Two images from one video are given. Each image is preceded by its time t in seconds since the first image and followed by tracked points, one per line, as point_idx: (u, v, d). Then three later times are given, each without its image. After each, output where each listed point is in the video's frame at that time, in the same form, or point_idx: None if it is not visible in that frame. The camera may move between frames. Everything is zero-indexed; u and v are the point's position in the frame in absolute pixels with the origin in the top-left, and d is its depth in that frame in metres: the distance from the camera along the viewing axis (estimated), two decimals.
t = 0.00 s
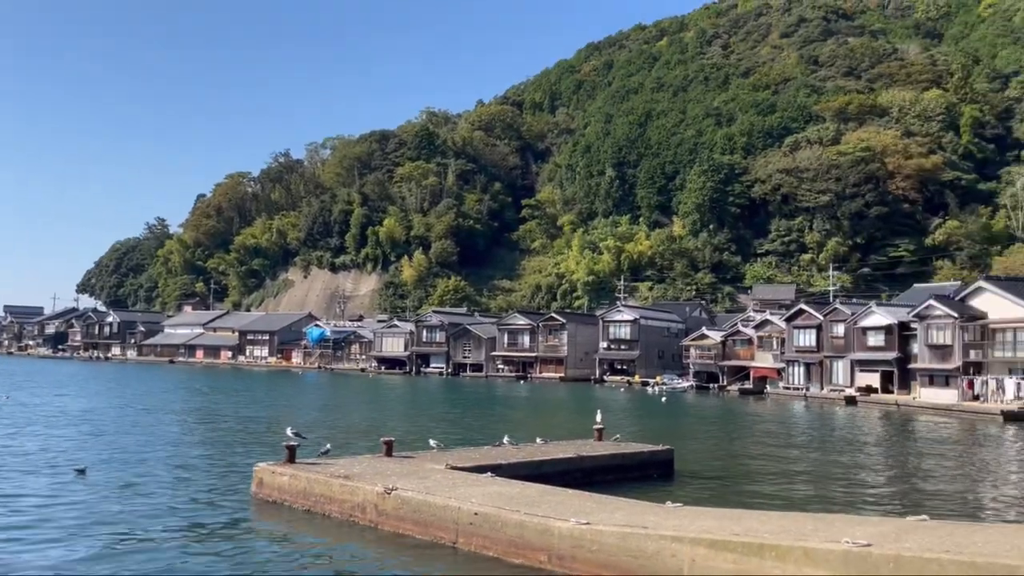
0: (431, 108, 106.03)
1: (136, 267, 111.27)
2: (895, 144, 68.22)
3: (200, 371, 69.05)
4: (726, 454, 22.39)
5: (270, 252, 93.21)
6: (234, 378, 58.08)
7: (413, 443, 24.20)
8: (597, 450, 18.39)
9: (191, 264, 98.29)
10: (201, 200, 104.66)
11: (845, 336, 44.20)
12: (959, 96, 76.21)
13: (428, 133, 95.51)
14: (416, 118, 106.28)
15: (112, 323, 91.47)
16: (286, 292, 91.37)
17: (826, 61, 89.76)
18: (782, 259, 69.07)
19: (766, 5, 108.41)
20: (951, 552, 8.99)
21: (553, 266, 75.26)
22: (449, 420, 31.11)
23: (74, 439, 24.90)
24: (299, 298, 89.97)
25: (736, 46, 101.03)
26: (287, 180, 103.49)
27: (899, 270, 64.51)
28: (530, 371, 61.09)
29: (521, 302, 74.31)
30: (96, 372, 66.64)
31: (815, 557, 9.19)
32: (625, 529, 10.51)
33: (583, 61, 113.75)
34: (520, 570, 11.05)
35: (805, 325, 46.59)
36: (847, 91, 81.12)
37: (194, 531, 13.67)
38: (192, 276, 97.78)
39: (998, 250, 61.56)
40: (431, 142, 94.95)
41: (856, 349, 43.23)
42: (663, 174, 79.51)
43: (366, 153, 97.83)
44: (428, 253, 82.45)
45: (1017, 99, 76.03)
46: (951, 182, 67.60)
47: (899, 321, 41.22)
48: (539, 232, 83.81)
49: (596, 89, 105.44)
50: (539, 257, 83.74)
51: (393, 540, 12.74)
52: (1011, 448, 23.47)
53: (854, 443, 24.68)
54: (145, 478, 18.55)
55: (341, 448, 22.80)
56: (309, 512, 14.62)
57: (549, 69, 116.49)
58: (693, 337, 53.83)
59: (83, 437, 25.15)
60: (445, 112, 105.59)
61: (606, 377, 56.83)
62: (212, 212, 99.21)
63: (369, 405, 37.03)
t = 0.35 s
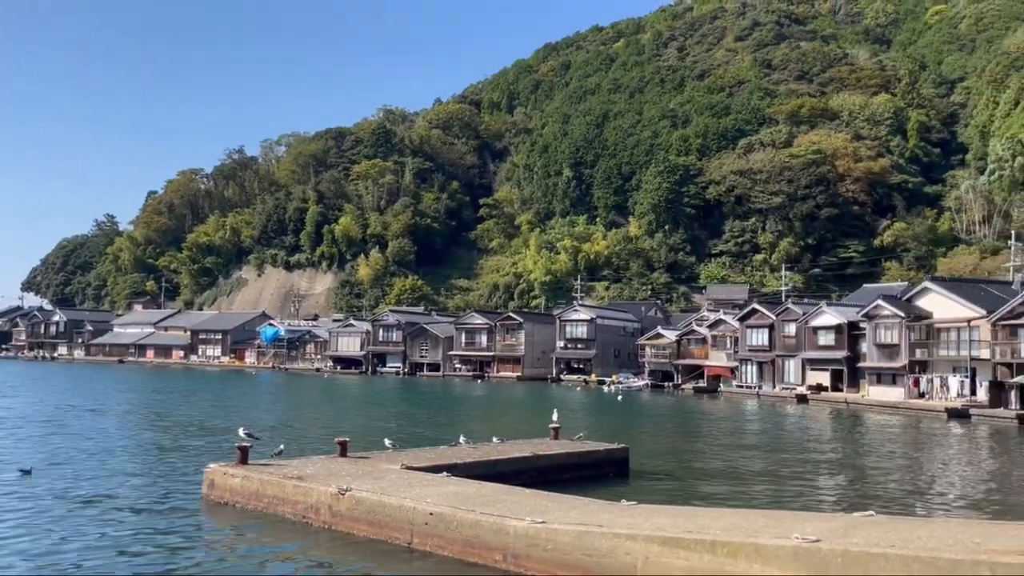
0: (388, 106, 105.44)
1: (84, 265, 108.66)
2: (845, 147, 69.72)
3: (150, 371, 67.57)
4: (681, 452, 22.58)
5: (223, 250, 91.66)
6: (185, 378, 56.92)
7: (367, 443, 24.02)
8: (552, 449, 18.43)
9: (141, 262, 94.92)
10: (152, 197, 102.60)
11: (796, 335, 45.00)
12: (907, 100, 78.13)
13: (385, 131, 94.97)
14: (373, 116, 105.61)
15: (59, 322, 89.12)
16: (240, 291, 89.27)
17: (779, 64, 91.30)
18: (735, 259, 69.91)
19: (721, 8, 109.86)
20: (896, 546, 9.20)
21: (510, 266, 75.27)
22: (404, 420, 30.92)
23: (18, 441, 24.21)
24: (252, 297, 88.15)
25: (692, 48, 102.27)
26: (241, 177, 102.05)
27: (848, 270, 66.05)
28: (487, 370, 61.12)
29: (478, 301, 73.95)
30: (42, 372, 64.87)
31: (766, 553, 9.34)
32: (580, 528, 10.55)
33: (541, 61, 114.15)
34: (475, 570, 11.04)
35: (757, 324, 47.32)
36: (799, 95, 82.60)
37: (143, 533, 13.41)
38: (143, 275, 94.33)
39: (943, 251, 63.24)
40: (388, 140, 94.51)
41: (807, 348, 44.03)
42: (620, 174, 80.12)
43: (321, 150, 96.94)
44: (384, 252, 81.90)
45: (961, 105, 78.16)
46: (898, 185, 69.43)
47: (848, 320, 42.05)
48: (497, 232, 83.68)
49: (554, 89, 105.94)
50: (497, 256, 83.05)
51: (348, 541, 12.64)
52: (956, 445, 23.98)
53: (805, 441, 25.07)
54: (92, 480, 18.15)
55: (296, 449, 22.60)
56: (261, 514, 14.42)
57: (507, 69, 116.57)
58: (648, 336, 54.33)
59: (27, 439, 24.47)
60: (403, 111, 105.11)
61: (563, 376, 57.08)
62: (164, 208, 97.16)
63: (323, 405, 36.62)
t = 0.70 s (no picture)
0: (352, 104, 104.82)
1: (39, 263, 106.35)
2: (806, 149, 70.87)
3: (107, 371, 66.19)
4: (647, 451, 22.69)
5: (184, 248, 90.23)
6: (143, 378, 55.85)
7: (331, 443, 23.83)
8: (516, 448, 18.42)
9: (100, 260, 93.07)
10: (110, 194, 100.69)
11: (757, 334, 45.54)
12: (867, 103, 79.47)
13: (349, 129, 94.44)
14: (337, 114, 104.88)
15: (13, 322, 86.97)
16: (201, 290, 88.16)
17: (742, 66, 92.36)
18: (699, 259, 70.23)
19: (685, 10, 110.82)
20: (855, 542, 9.31)
21: (475, 265, 75.11)
22: (368, 420, 30.69)
23: None
24: (214, 296, 87.04)
25: (656, 49, 103.08)
26: (203, 174, 100.72)
27: (809, 270, 66.85)
28: (452, 369, 61.01)
29: (443, 300, 73.55)
30: None
31: (727, 551, 9.42)
32: (544, 528, 10.55)
33: (506, 61, 114.27)
34: (438, 570, 11.00)
35: (720, 323, 47.81)
36: (761, 97, 83.65)
37: (100, 537, 13.13)
38: (101, 273, 92.64)
39: (900, 251, 64.44)
40: (352, 138, 94.06)
41: (769, 347, 44.62)
42: (585, 174, 80.48)
43: (284, 148, 96.05)
44: (349, 251, 81.34)
45: (918, 108, 79.68)
46: (857, 187, 70.62)
47: (809, 319, 42.64)
48: (462, 231, 83.49)
49: (520, 89, 106.16)
50: (462, 255, 83.20)
51: (310, 542, 12.51)
52: (915, 442, 24.41)
53: (768, 439, 25.36)
54: (45, 482, 17.76)
55: (256, 449, 22.40)
56: (221, 516, 14.22)
57: (472, 68, 116.45)
58: (613, 335, 54.62)
59: None
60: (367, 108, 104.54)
61: (528, 375, 57.12)
62: (122, 205, 95.28)
63: (285, 405, 36.18)
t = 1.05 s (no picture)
0: (318, 100, 103.99)
1: None
2: (770, 150, 71.78)
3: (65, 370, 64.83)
4: (613, 449, 22.83)
5: (145, 245, 88.69)
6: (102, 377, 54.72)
7: (296, 443, 23.54)
8: (482, 447, 18.39)
9: (58, 258, 90.82)
10: (69, 190, 98.68)
11: (722, 333, 45.97)
12: (829, 105, 80.61)
13: (314, 125, 93.71)
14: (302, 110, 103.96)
15: None
16: (162, 288, 86.77)
17: (707, 67, 93.19)
18: (664, 258, 70.66)
19: (652, 11, 111.45)
20: (816, 538, 9.42)
21: (442, 263, 74.82)
22: (334, 419, 30.44)
23: None
24: (176, 294, 85.73)
25: (623, 49, 103.70)
26: (165, 170, 99.26)
27: (773, 270, 67.57)
28: (418, 368, 60.82)
29: (409, 298, 73.05)
30: None
31: (691, 548, 9.48)
32: (509, 526, 10.52)
33: (473, 59, 114.16)
34: (403, 570, 10.93)
35: (684, 322, 48.17)
36: (726, 98, 84.49)
37: (57, 539, 12.83)
38: (59, 270, 90.51)
39: (861, 251, 65.44)
40: (318, 135, 93.34)
41: (732, 346, 45.07)
42: (552, 173, 80.69)
43: (249, 144, 94.96)
44: (314, 249, 80.59)
45: (879, 110, 80.89)
46: (820, 187, 71.71)
47: (772, 318, 43.14)
48: (429, 229, 83.17)
49: (487, 87, 106.14)
50: (428, 253, 82.89)
51: (273, 543, 12.35)
52: (875, 438, 24.88)
53: (733, 436, 25.65)
54: None
55: (218, 450, 22.09)
56: (182, 517, 13.99)
57: (439, 66, 116.16)
58: (579, 334, 54.80)
59: None
60: (333, 105, 103.77)
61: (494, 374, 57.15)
62: (81, 202, 93.32)
63: (248, 405, 35.70)
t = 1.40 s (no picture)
0: (291, 96, 103.24)
1: None
2: (743, 150, 72.40)
3: (32, 368, 63.70)
4: (586, 446, 22.96)
5: (114, 242, 87.38)
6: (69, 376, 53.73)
7: (268, 441, 23.35)
8: (455, 445, 18.37)
9: (26, 254, 89.08)
10: (35, 185, 97.02)
11: (695, 331, 46.25)
12: (801, 105, 81.44)
13: (287, 121, 93.04)
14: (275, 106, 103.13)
15: None
16: (131, 285, 85.59)
17: (681, 67, 93.70)
18: (637, 257, 70.43)
19: (626, 10, 111.83)
20: (785, 533, 9.51)
21: (417, 261, 74.51)
22: (306, 418, 30.23)
23: None
24: (146, 291, 84.65)
25: (597, 48, 104.06)
26: (135, 166, 98.05)
27: (744, 269, 68.03)
28: (392, 366, 60.61)
29: (383, 296, 72.49)
30: None
31: (663, 544, 9.53)
32: (482, 524, 10.51)
33: (448, 56, 113.90)
34: (375, 568, 10.88)
35: (658, 320, 48.41)
36: (699, 97, 85.04)
37: (24, 540, 12.61)
38: (26, 267, 88.46)
39: (832, 251, 66.13)
40: (290, 131, 92.67)
41: (705, 344, 45.43)
42: (526, 172, 80.77)
43: (220, 140, 94.02)
44: (286, 246, 79.94)
45: (850, 111, 81.80)
46: (791, 187, 72.47)
47: (744, 317, 43.49)
48: (403, 227, 82.84)
49: (461, 84, 105.97)
50: (402, 251, 82.54)
51: (244, 542, 12.23)
52: (843, 435, 25.23)
53: (704, 434, 25.87)
54: None
55: (189, 449, 21.84)
56: (152, 516, 13.83)
57: (414, 63, 115.76)
58: (553, 332, 54.87)
59: None
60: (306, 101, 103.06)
61: (468, 371, 57.09)
62: (49, 197, 91.74)
63: (220, 403, 35.34)
